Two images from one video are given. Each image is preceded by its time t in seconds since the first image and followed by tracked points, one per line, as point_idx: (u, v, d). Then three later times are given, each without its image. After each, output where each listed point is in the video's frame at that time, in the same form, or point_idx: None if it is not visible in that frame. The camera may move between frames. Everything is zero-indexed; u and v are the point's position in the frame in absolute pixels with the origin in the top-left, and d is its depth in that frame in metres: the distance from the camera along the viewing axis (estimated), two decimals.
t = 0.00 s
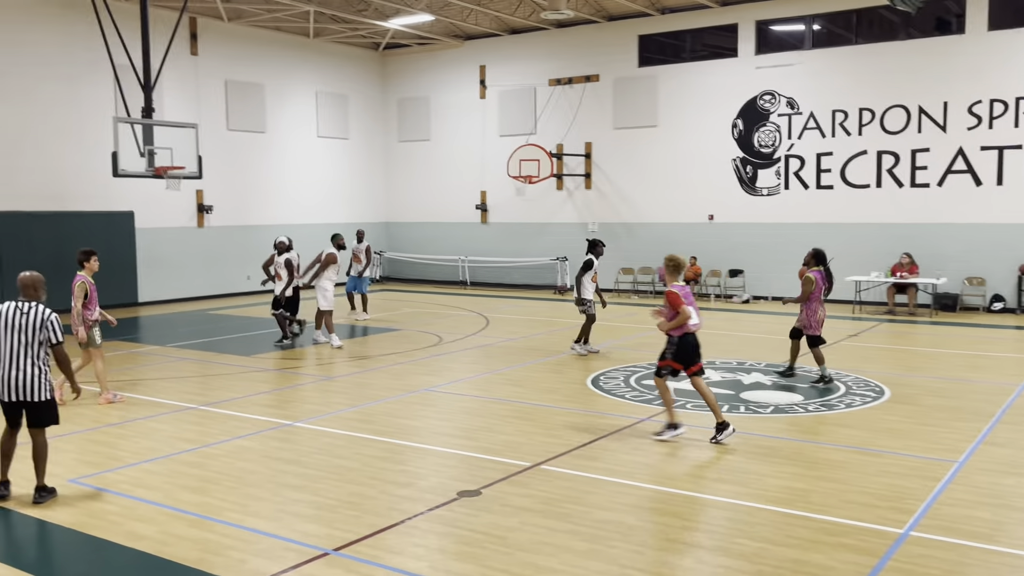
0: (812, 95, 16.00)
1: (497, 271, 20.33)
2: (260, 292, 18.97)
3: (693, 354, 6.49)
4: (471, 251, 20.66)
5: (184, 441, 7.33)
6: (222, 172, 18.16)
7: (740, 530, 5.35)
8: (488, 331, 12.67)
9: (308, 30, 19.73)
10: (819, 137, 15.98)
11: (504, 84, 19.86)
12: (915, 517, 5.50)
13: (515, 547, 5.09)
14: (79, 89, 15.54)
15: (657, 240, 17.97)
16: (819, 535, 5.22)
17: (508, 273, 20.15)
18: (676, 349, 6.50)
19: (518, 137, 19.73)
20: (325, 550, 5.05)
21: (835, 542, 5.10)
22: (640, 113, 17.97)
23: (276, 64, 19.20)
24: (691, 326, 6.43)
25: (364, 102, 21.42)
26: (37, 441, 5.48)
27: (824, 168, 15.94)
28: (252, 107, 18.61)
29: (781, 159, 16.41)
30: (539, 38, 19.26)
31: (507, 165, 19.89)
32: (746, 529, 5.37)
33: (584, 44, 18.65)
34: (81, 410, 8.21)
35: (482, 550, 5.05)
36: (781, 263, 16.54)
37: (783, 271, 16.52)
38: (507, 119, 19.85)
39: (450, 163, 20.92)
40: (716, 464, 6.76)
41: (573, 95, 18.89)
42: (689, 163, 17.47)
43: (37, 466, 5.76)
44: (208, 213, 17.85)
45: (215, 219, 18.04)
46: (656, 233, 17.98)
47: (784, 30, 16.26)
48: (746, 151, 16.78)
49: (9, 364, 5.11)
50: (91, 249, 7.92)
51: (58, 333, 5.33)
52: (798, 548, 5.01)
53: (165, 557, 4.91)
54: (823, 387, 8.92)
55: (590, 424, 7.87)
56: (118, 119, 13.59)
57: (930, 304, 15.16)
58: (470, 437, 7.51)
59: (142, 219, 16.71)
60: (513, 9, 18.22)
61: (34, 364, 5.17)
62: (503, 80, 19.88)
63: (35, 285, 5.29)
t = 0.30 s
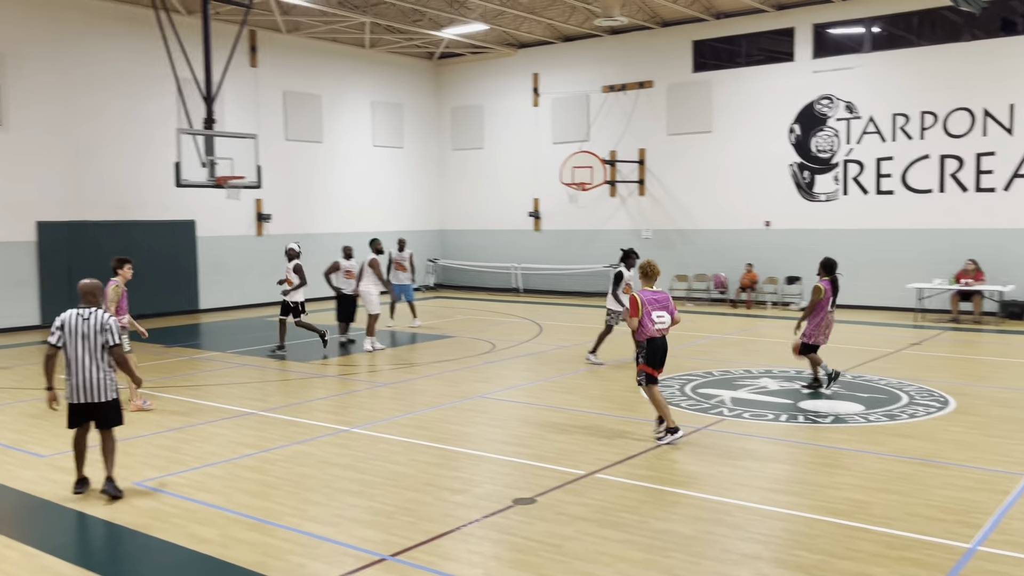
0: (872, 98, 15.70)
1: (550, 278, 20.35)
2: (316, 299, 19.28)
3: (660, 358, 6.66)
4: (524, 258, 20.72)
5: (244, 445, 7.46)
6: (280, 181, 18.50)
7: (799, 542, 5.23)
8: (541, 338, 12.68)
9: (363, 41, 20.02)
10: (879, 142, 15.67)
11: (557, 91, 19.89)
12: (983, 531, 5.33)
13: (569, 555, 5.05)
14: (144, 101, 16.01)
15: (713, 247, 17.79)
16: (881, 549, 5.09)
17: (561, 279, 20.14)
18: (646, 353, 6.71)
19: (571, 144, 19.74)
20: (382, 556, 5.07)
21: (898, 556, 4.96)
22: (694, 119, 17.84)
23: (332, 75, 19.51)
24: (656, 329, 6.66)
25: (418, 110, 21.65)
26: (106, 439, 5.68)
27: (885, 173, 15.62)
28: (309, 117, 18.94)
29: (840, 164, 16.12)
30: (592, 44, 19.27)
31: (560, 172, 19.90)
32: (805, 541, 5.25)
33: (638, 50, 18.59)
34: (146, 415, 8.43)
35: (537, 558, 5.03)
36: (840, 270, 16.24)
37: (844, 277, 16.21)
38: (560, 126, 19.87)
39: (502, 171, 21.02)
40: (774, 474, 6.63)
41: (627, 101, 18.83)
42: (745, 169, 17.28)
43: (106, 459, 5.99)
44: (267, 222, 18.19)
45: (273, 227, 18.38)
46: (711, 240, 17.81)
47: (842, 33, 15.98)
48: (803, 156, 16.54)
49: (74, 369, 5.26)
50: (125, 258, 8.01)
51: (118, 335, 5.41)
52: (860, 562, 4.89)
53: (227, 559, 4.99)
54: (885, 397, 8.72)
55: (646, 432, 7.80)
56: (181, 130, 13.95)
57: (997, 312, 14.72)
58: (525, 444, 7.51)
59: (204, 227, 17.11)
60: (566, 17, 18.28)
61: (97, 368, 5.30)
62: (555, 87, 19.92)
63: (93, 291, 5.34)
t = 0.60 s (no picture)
0: (913, 101, 15.48)
1: (585, 283, 20.29)
2: (353, 303, 19.41)
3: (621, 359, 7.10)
4: (558, 263, 20.69)
5: (281, 448, 7.51)
6: (318, 185, 18.68)
7: (840, 550, 5.09)
8: (576, 343, 12.64)
9: (400, 46, 20.19)
10: (920, 144, 15.44)
11: (593, 95, 19.86)
12: None
13: (607, 561, 4.97)
14: (184, 107, 16.28)
15: (750, 251, 17.62)
16: (926, 559, 4.93)
17: (597, 283, 20.08)
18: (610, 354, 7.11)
19: (606, 147, 19.69)
20: (418, 559, 5.03)
21: (944, 567, 4.80)
22: (732, 122, 17.72)
23: (369, 80, 19.68)
24: (621, 332, 7.04)
25: (454, 115, 21.76)
26: (161, 427, 6.06)
27: (926, 176, 15.38)
28: (347, 122, 19.11)
29: (880, 168, 15.89)
30: (628, 48, 19.24)
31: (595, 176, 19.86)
32: (847, 549, 5.11)
33: (674, 53, 18.53)
34: (187, 417, 8.54)
35: (573, 563, 4.94)
36: (881, 274, 15.99)
37: (885, 281, 15.98)
38: (595, 130, 19.84)
39: (537, 175, 21.04)
40: (815, 481, 6.50)
41: (663, 104, 18.77)
42: (784, 172, 17.12)
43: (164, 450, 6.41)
44: (304, 226, 18.36)
45: (311, 232, 18.56)
46: (749, 244, 17.64)
47: (883, 34, 15.80)
48: (842, 160, 16.33)
49: (116, 365, 5.36)
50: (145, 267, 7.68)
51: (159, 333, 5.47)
52: (904, 571, 4.74)
53: (264, 561, 4.98)
54: (927, 404, 8.55)
55: (682, 438, 7.71)
56: (222, 135, 14.15)
57: None
58: (560, 449, 7.46)
59: (243, 231, 17.33)
60: (602, 20, 18.30)
61: (138, 365, 5.40)
62: (591, 91, 19.90)
63: (135, 291, 5.41)
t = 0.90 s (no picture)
0: (940, 102, 15.34)
1: (606, 284, 20.26)
2: (375, 303, 19.50)
3: (575, 357, 7.35)
4: (580, 264, 20.68)
5: (304, 447, 7.54)
6: (341, 185, 18.77)
7: (865, 555, 5.02)
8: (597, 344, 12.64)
9: (423, 47, 20.26)
10: (947, 146, 15.29)
11: (615, 96, 19.83)
12: None
13: (630, 563, 4.94)
14: (210, 107, 16.42)
15: (774, 253, 17.52)
16: (953, 566, 4.85)
17: (618, 285, 20.05)
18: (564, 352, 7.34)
19: (629, 149, 19.64)
20: (440, 559, 5.02)
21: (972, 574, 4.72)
22: (756, 123, 17.64)
23: (392, 80, 19.74)
24: (574, 331, 7.29)
25: (476, 116, 21.81)
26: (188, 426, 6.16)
27: (953, 178, 15.23)
28: (370, 122, 19.19)
29: (906, 170, 15.75)
30: (651, 49, 19.20)
31: (617, 177, 19.83)
32: (872, 555, 5.03)
33: (698, 54, 18.48)
34: (212, 415, 8.62)
35: (594, 565, 4.91)
36: (907, 277, 15.84)
37: (910, 285, 15.83)
38: (617, 131, 19.80)
39: (559, 176, 21.04)
40: (839, 485, 6.43)
41: (686, 106, 18.73)
42: (808, 174, 17.02)
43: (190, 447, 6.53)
44: (328, 226, 18.46)
45: (334, 231, 18.65)
46: (772, 246, 17.55)
47: (909, 35, 15.65)
48: (867, 162, 16.20)
49: (158, 362, 5.49)
50: (152, 267, 7.98)
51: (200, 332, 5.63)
52: None
53: (287, 559, 4.99)
54: (953, 409, 8.47)
55: (705, 441, 7.67)
56: (247, 136, 14.25)
57: None
58: (582, 451, 7.45)
59: (267, 231, 17.46)
60: (625, 21, 18.29)
61: (179, 362, 5.54)
62: (614, 92, 19.87)
63: (182, 290, 5.61)
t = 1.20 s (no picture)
0: (958, 103, 15.24)
1: (620, 283, 20.24)
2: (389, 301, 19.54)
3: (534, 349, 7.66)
4: (594, 263, 20.66)
5: (318, 443, 7.56)
6: (356, 184, 18.80)
7: (881, 557, 4.99)
8: (610, 344, 12.63)
9: (439, 46, 20.29)
10: (965, 147, 15.19)
11: (631, 95, 19.79)
12: None
13: (644, 562, 4.93)
14: (227, 105, 16.49)
15: (789, 254, 17.46)
16: (969, 569, 4.81)
17: (632, 284, 20.01)
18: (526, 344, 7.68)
19: (644, 148, 19.61)
20: (454, 556, 5.02)
21: None
22: (772, 123, 17.58)
23: (407, 78, 19.77)
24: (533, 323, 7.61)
25: (491, 114, 21.82)
26: (206, 419, 6.25)
27: (971, 179, 15.14)
28: (386, 121, 19.23)
29: (923, 170, 15.66)
30: (666, 48, 19.17)
31: (632, 176, 19.81)
32: (887, 557, 5.00)
33: (714, 54, 18.43)
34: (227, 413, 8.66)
35: (607, 564, 4.90)
36: (923, 278, 15.75)
37: (927, 286, 15.73)
38: (632, 130, 19.77)
39: (572, 175, 21.03)
40: (854, 487, 6.40)
41: (702, 105, 18.68)
42: (824, 174, 16.95)
43: (206, 440, 6.60)
44: (342, 224, 18.50)
45: (349, 229, 18.69)
46: (787, 246, 17.50)
47: (928, 35, 15.55)
48: (884, 162, 16.12)
49: (184, 353, 5.67)
50: (154, 261, 8.08)
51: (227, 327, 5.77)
52: None
53: (300, 555, 5.00)
54: (969, 411, 8.42)
55: (720, 441, 7.65)
56: (262, 133, 14.31)
57: None
58: (596, 450, 7.44)
59: (283, 228, 17.53)
60: (641, 20, 18.26)
61: (203, 355, 5.67)
62: (629, 91, 19.84)
63: (212, 285, 5.77)
